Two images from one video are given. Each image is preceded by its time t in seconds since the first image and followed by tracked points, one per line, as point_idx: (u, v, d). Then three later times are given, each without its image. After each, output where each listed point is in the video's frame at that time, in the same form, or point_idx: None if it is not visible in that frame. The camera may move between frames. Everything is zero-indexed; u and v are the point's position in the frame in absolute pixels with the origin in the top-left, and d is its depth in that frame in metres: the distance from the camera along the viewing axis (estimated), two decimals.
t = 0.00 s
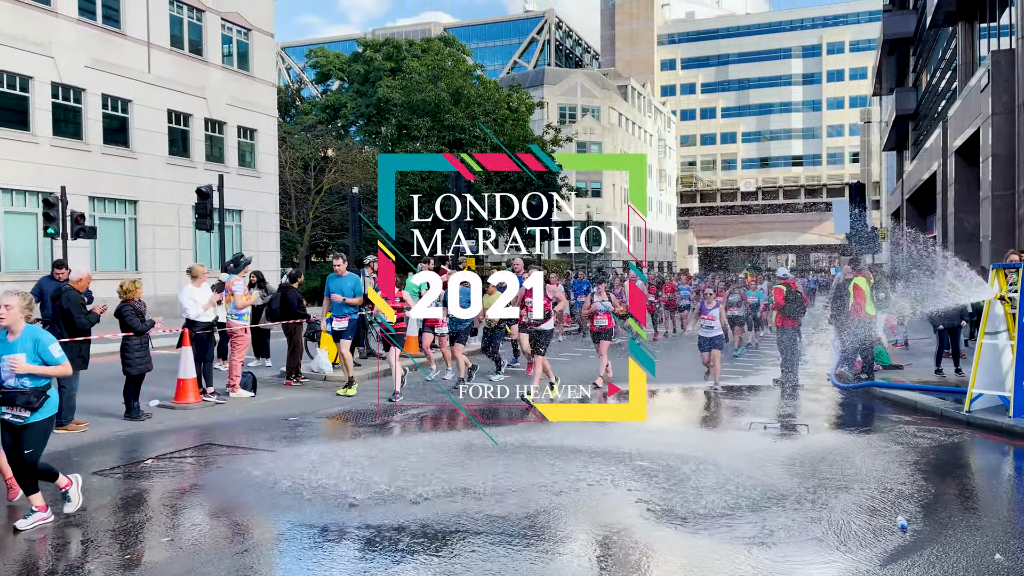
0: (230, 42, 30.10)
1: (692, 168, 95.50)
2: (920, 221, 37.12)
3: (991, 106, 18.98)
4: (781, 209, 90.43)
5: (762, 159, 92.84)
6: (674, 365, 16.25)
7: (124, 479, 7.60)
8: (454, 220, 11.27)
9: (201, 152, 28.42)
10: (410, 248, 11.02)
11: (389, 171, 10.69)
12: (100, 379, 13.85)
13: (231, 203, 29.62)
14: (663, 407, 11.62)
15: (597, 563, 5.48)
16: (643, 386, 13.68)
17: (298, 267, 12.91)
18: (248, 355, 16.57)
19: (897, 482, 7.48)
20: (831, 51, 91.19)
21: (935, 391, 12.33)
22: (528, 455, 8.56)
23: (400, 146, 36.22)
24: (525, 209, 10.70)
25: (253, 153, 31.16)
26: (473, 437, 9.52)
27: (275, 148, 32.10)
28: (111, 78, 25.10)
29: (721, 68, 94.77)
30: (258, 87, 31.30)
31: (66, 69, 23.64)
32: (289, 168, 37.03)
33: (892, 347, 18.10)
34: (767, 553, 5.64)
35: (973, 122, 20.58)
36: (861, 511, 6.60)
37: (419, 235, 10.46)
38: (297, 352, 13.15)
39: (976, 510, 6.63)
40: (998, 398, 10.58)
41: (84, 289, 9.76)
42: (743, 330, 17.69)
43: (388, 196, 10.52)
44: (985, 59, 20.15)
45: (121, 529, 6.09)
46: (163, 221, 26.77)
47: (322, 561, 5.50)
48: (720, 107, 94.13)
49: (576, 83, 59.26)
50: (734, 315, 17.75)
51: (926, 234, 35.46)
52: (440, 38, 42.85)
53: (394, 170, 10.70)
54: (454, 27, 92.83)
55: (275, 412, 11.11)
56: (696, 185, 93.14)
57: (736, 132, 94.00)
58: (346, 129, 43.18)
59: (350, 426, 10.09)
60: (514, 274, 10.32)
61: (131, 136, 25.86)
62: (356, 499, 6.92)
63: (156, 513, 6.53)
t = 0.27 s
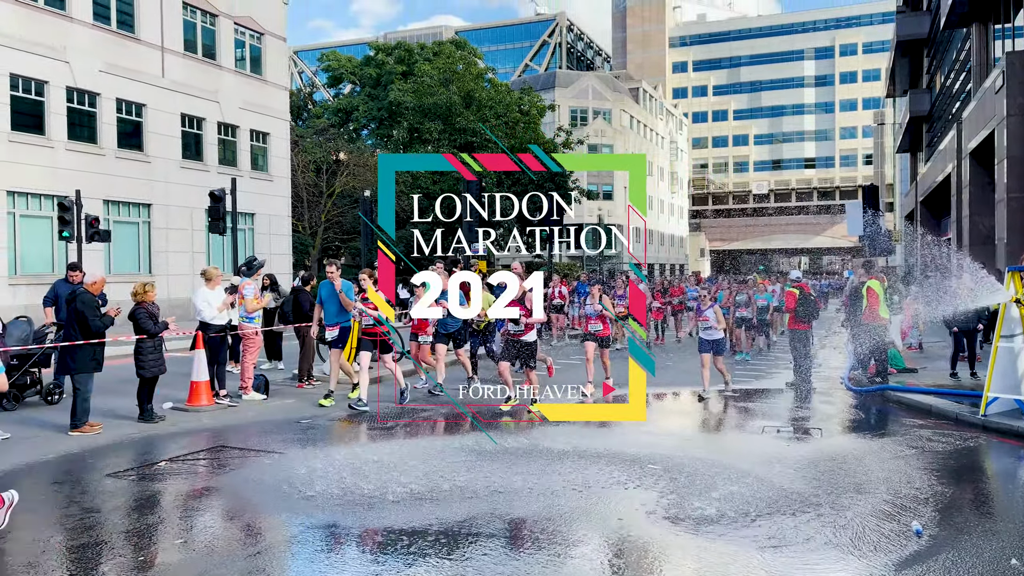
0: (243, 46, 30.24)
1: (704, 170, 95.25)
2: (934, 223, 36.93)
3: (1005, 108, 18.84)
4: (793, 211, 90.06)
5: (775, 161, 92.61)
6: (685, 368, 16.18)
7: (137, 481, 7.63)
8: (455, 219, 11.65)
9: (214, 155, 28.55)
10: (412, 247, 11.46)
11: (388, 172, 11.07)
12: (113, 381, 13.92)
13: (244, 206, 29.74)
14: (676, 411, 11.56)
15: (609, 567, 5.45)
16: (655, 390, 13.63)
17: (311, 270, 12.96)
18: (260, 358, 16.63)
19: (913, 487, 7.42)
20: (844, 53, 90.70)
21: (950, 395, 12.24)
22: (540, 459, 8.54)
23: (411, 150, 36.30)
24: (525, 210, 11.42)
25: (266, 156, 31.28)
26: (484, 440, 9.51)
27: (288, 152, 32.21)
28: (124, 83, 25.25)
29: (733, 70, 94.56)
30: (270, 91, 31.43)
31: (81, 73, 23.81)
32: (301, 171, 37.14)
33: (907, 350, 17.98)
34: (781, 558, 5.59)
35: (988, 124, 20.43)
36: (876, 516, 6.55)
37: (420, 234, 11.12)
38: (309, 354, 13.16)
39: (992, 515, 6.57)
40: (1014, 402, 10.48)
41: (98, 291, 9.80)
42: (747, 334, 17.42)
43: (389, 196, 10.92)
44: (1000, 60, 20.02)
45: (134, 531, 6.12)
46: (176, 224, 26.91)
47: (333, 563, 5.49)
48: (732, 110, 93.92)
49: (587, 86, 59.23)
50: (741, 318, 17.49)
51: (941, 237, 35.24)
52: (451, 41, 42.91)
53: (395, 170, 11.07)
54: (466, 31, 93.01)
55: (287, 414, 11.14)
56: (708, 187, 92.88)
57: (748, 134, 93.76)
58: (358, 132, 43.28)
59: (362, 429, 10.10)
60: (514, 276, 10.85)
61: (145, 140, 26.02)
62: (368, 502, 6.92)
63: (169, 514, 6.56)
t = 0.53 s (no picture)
0: (252, 49, 30.36)
1: (712, 173, 95.09)
2: (944, 226, 36.76)
3: (1015, 109, 18.76)
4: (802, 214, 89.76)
5: (783, 164, 92.62)
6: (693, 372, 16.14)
7: (146, 483, 7.66)
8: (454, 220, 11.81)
9: (223, 159, 28.66)
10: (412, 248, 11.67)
11: (390, 168, 11.24)
12: (123, 384, 13.99)
13: (253, 209, 29.82)
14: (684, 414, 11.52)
15: (617, 571, 5.43)
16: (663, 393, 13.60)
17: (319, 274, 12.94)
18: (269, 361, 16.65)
19: (923, 490, 7.38)
20: (853, 55, 90.37)
21: (960, 398, 12.17)
22: (548, 461, 8.53)
23: (419, 152, 36.36)
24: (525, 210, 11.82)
25: (275, 159, 31.37)
26: (493, 443, 9.50)
27: (296, 155, 32.30)
28: (135, 87, 25.39)
29: (741, 72, 94.46)
30: (279, 94, 31.53)
31: (91, 77, 23.94)
32: (309, 174, 37.24)
33: (917, 353, 17.88)
34: (790, 562, 5.57)
35: (998, 125, 20.33)
36: (888, 520, 6.50)
37: (421, 235, 11.46)
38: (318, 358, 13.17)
39: (1003, 519, 6.52)
40: None
41: (108, 294, 9.85)
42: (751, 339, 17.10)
43: (388, 192, 11.16)
44: (1009, 61, 19.93)
45: (144, 532, 6.14)
46: (185, 227, 27.01)
47: (342, 567, 5.50)
48: (740, 112, 93.99)
49: (595, 88, 59.26)
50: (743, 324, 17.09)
51: (951, 239, 35.08)
52: (459, 44, 42.96)
53: (395, 169, 11.21)
54: (474, 34, 93.17)
55: (295, 416, 11.15)
56: (716, 190, 92.71)
57: (756, 136, 93.57)
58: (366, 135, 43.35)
59: (370, 431, 10.11)
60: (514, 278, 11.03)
61: (155, 144, 26.14)
62: (375, 504, 6.93)
63: (178, 516, 6.59)
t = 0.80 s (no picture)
0: (258, 53, 30.44)
1: (718, 175, 94.98)
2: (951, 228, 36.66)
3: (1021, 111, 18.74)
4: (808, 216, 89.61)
5: (789, 166, 92.48)
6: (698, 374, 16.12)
7: (152, 485, 7.67)
8: (456, 219, 11.87)
9: (229, 162, 28.73)
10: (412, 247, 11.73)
11: (391, 168, 11.33)
12: (129, 386, 14.02)
13: (259, 212, 29.89)
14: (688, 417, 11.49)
15: (622, 574, 5.43)
16: (668, 396, 13.59)
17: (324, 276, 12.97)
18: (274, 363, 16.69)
19: (930, 494, 7.36)
20: (859, 57, 90.21)
21: (967, 401, 12.12)
22: (554, 464, 8.52)
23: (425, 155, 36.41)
24: (525, 209, 11.85)
25: (281, 162, 31.45)
26: (498, 446, 9.51)
27: (302, 158, 32.36)
28: (141, 90, 25.47)
29: (746, 75, 94.37)
30: (285, 97, 31.62)
31: (98, 80, 24.02)
32: (315, 177, 37.31)
33: (924, 355, 17.82)
34: (795, 565, 5.56)
35: (1005, 128, 20.29)
36: (894, 523, 6.48)
37: (422, 234, 11.52)
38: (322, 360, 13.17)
39: (1010, 523, 6.50)
40: None
41: (114, 296, 9.88)
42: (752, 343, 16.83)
43: (388, 191, 11.25)
44: (1016, 63, 19.89)
45: (150, 535, 6.16)
46: (191, 230, 27.08)
47: (346, 569, 5.50)
48: (746, 114, 93.88)
49: (600, 91, 59.26)
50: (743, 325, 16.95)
51: (957, 242, 35.00)
52: (464, 47, 43.00)
53: (395, 168, 11.29)
54: (479, 37, 93.24)
55: (300, 419, 11.16)
56: (722, 192, 92.59)
57: (762, 139, 93.49)
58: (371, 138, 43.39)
59: (376, 434, 10.10)
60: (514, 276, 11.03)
61: (162, 147, 26.23)
62: (380, 507, 6.93)
63: (184, 519, 6.59)
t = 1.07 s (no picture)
0: (261, 56, 30.51)
1: (721, 178, 94.95)
2: (955, 231, 36.62)
3: None
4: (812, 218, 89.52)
5: (792, 168, 92.46)
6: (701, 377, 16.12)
7: (155, 488, 7.68)
8: (456, 219, 11.89)
9: (232, 165, 28.78)
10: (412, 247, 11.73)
11: (391, 168, 11.34)
12: (133, 389, 14.03)
13: (262, 215, 29.93)
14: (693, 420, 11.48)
15: None
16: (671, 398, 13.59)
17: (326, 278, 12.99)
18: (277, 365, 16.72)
19: (935, 497, 7.34)
20: (862, 60, 90.18)
21: (970, 405, 12.09)
22: (557, 467, 8.51)
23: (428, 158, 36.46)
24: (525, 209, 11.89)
25: (284, 165, 31.50)
26: (501, 448, 9.52)
27: (305, 161, 32.41)
28: (146, 93, 25.53)
29: (750, 77, 94.36)
30: (289, 100, 31.69)
31: (102, 84, 24.09)
32: (319, 180, 37.34)
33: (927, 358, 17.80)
34: (799, 568, 5.55)
35: (1008, 130, 20.28)
36: (898, 527, 6.47)
37: (423, 234, 11.54)
38: (326, 362, 13.26)
39: (1015, 526, 6.48)
40: None
41: (118, 299, 9.91)
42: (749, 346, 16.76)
43: (389, 192, 11.27)
44: (1019, 66, 19.88)
45: (155, 538, 6.16)
46: (195, 232, 27.13)
47: (348, 572, 5.50)
48: (749, 117, 93.86)
49: (604, 94, 59.31)
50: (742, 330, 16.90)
51: (961, 244, 34.96)
52: (468, 50, 43.05)
53: (396, 169, 11.32)
54: (482, 40, 93.27)
55: (305, 421, 11.18)
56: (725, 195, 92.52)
57: (765, 141, 93.50)
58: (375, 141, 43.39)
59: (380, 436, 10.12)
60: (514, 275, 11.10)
61: (166, 150, 26.29)
62: (383, 510, 6.93)
63: (187, 521, 6.60)
